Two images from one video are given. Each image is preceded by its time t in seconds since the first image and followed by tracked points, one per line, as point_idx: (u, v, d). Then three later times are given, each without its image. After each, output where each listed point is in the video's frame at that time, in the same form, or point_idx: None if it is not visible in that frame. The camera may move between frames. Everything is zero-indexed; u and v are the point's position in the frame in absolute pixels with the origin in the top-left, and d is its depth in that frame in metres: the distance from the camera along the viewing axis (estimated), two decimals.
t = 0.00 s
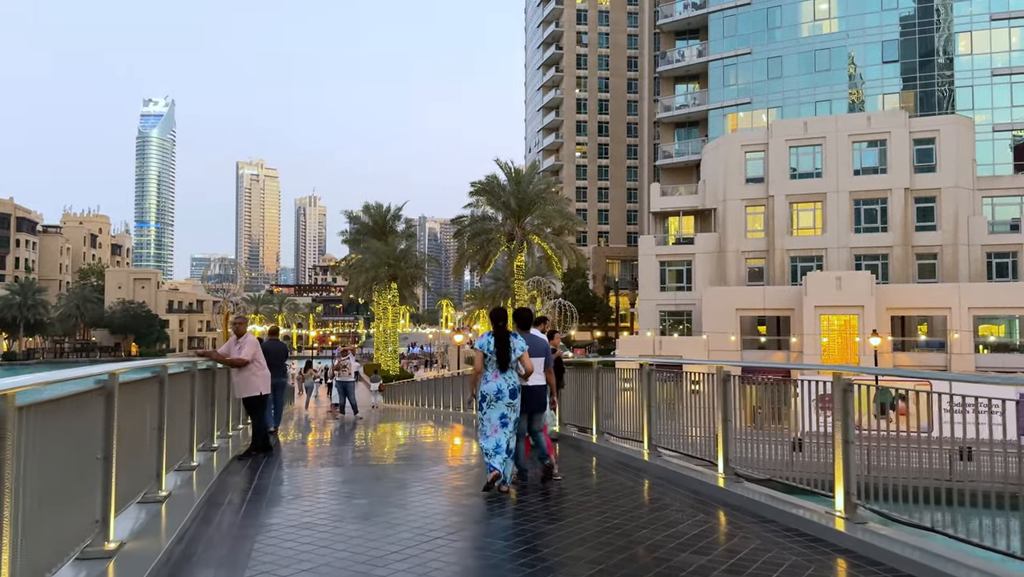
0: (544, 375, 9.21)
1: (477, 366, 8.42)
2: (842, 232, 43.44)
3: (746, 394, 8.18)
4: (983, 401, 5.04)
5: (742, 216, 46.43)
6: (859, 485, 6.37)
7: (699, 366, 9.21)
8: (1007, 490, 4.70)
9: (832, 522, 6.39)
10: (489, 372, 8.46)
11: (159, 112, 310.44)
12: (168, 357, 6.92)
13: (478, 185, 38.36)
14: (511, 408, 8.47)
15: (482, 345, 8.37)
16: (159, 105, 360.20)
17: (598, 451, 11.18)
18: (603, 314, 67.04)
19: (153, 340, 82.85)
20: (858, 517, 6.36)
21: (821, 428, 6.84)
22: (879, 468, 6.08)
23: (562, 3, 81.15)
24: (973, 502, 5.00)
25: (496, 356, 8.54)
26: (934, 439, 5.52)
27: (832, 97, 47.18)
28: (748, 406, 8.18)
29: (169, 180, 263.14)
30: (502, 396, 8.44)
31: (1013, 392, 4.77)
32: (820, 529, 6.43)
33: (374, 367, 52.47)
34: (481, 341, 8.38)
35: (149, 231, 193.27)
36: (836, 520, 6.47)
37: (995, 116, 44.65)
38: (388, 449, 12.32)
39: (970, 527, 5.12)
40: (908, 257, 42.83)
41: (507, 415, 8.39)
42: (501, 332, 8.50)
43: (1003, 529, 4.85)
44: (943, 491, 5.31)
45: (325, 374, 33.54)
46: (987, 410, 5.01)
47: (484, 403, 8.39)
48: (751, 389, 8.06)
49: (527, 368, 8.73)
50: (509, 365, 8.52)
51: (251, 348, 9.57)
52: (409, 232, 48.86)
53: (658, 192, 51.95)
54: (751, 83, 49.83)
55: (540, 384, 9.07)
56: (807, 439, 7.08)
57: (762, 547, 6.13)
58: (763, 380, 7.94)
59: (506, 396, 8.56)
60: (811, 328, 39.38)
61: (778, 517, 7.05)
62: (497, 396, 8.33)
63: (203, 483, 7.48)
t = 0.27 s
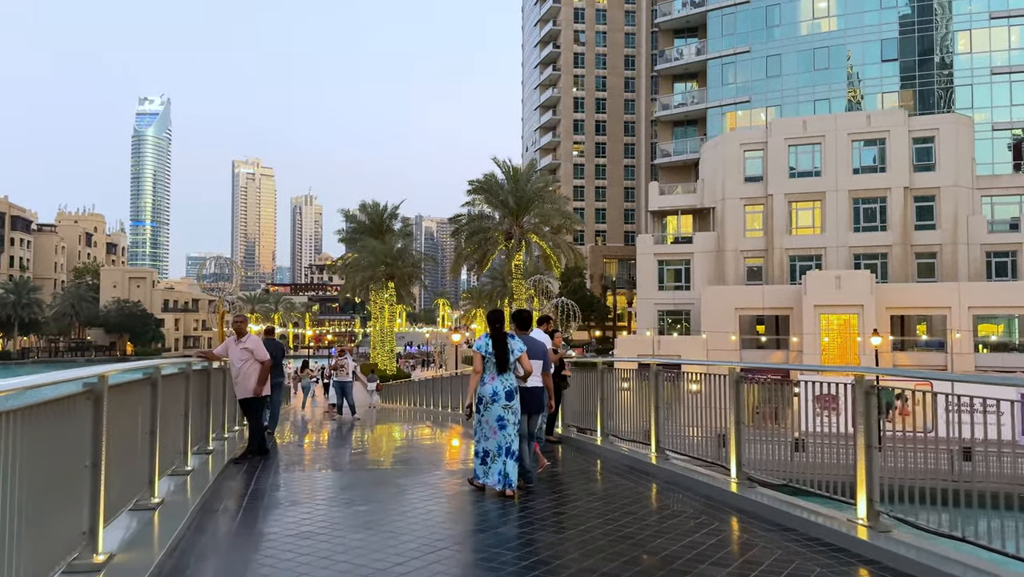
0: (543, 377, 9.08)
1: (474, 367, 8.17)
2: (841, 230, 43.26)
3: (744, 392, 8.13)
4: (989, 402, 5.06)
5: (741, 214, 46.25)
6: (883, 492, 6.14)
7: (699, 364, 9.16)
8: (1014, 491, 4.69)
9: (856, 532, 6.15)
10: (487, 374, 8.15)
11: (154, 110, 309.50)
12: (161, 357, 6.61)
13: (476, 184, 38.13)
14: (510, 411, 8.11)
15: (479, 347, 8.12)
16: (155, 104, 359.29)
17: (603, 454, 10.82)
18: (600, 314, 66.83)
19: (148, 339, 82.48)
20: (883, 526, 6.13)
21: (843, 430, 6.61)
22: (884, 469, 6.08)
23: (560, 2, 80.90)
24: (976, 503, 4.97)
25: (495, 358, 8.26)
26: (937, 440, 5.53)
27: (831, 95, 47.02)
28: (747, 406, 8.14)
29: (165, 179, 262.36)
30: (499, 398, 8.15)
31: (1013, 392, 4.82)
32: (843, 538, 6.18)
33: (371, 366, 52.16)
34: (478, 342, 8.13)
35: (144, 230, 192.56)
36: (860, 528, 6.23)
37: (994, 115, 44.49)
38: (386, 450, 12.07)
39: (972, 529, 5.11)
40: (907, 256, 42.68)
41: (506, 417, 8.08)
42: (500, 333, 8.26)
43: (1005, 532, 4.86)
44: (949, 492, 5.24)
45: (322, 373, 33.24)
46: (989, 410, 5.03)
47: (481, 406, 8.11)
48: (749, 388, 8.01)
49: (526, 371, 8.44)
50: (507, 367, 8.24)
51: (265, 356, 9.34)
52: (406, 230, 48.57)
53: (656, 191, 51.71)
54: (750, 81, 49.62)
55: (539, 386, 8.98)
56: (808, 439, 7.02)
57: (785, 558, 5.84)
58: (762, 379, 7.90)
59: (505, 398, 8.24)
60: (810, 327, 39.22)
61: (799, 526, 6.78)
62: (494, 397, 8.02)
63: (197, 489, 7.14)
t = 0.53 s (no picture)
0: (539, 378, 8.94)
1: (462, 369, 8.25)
2: (839, 229, 43.08)
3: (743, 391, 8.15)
4: (985, 402, 5.21)
5: (739, 213, 46.07)
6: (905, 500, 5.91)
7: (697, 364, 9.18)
8: (1009, 492, 4.79)
9: (875, 541, 5.89)
10: (476, 376, 8.21)
11: (148, 108, 308.86)
12: (155, 360, 6.27)
13: (474, 181, 37.93)
14: (499, 413, 8.15)
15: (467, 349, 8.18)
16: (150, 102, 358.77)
17: (606, 458, 10.48)
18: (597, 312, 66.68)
19: (143, 338, 82.22)
20: (905, 536, 5.88)
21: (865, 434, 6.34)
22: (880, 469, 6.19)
23: None
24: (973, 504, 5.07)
25: (484, 360, 8.31)
26: (935, 439, 5.61)
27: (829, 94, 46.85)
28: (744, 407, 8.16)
29: (159, 177, 261.45)
30: (488, 399, 8.20)
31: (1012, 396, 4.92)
32: (861, 548, 5.92)
33: (367, 366, 51.92)
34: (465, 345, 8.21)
35: (140, 228, 192.38)
36: (880, 538, 5.98)
37: (993, 114, 44.31)
38: (382, 452, 11.81)
39: (969, 530, 5.21)
40: (906, 255, 42.55)
41: (494, 419, 8.11)
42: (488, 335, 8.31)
43: (1001, 533, 4.94)
44: (942, 493, 5.29)
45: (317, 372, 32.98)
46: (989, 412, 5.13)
47: (472, 407, 8.18)
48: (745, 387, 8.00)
49: (516, 373, 8.44)
50: (495, 370, 8.28)
51: (269, 357, 9.09)
52: (403, 229, 48.30)
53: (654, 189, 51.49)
54: (748, 79, 49.46)
55: (533, 388, 8.86)
56: (806, 439, 7.16)
57: (806, 572, 5.50)
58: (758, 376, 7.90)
59: (495, 399, 8.27)
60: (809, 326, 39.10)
61: (817, 535, 6.48)
62: (484, 402, 8.10)
63: (190, 498, 6.79)
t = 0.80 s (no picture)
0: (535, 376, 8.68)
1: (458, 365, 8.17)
2: (838, 227, 42.94)
3: (741, 390, 8.17)
4: (985, 399, 5.24)
5: (737, 211, 45.93)
6: (931, 501, 5.68)
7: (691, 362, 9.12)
8: (1011, 491, 4.72)
9: (900, 546, 5.62)
10: (472, 372, 8.15)
11: (144, 107, 307.90)
12: (145, 356, 5.92)
13: (471, 179, 37.70)
14: (495, 410, 8.12)
15: (462, 345, 8.12)
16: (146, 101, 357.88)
17: (611, 457, 10.12)
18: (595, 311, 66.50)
19: (138, 337, 81.87)
20: (931, 540, 5.63)
21: (889, 433, 6.11)
22: (881, 472, 6.17)
23: None
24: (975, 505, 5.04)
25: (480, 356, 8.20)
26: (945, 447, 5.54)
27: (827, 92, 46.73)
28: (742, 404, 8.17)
29: (155, 176, 260.55)
30: (485, 396, 8.13)
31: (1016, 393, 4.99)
32: (883, 553, 5.66)
33: (364, 365, 51.69)
34: (461, 341, 8.14)
35: (135, 227, 191.88)
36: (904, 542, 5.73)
37: (993, 112, 44.23)
38: (380, 452, 11.59)
39: (974, 527, 5.20)
40: (905, 254, 42.42)
41: (492, 415, 8.10)
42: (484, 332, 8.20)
43: (1001, 531, 4.96)
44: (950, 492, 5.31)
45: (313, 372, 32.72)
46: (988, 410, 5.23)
47: (469, 403, 8.15)
48: (746, 385, 8.02)
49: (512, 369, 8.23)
50: (492, 365, 8.18)
51: (266, 356, 8.78)
52: (399, 227, 48.05)
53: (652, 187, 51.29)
54: (746, 77, 49.30)
55: (531, 385, 8.60)
56: (805, 438, 7.14)
57: None
58: (757, 376, 7.89)
59: (492, 396, 8.22)
60: (808, 325, 38.94)
61: (838, 540, 6.18)
62: (481, 397, 8.09)
63: (181, 501, 6.46)
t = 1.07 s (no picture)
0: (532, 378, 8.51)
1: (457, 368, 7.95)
2: (838, 227, 42.74)
3: (740, 391, 7.96)
4: (987, 400, 5.05)
5: (736, 211, 45.73)
6: (957, 510, 5.30)
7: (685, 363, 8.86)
8: (1013, 493, 4.61)
9: (928, 560, 5.29)
10: (471, 376, 7.93)
11: (139, 105, 306.85)
12: (134, 360, 5.62)
13: (469, 178, 37.41)
14: (494, 413, 7.92)
15: (461, 347, 7.92)
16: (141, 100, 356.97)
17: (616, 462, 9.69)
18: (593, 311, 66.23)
19: (134, 337, 81.40)
20: (959, 552, 5.29)
21: (910, 436, 5.71)
22: (877, 468, 6.01)
23: None
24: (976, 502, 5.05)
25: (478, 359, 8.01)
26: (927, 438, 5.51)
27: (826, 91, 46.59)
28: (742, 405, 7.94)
29: (150, 175, 259.58)
30: (484, 399, 7.91)
31: (1010, 391, 4.87)
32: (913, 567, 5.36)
33: (361, 364, 51.40)
34: (460, 343, 7.93)
35: (130, 226, 191.02)
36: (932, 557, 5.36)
37: (992, 110, 44.17)
38: (379, 456, 11.31)
39: (980, 530, 5.04)
40: (904, 253, 42.27)
41: (489, 419, 7.89)
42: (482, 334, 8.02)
43: (1006, 534, 4.79)
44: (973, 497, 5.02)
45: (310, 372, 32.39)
46: (982, 409, 5.05)
47: (466, 407, 7.91)
48: (745, 385, 7.82)
49: (511, 372, 8.16)
50: (490, 368, 8.00)
51: (265, 361, 8.43)
52: (396, 226, 47.72)
53: (650, 186, 51.05)
54: (744, 76, 49.12)
55: (527, 388, 8.51)
56: (806, 439, 6.89)
57: None
58: (757, 377, 7.66)
59: (490, 400, 8.00)
60: (808, 324, 38.72)
61: (861, 552, 5.88)
62: (479, 400, 7.88)
63: (172, 511, 6.16)
